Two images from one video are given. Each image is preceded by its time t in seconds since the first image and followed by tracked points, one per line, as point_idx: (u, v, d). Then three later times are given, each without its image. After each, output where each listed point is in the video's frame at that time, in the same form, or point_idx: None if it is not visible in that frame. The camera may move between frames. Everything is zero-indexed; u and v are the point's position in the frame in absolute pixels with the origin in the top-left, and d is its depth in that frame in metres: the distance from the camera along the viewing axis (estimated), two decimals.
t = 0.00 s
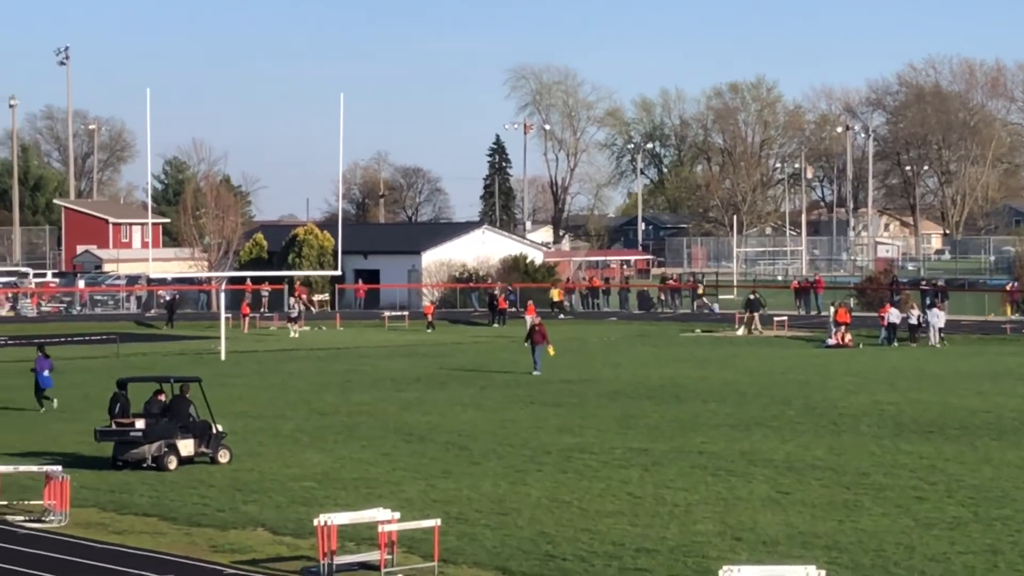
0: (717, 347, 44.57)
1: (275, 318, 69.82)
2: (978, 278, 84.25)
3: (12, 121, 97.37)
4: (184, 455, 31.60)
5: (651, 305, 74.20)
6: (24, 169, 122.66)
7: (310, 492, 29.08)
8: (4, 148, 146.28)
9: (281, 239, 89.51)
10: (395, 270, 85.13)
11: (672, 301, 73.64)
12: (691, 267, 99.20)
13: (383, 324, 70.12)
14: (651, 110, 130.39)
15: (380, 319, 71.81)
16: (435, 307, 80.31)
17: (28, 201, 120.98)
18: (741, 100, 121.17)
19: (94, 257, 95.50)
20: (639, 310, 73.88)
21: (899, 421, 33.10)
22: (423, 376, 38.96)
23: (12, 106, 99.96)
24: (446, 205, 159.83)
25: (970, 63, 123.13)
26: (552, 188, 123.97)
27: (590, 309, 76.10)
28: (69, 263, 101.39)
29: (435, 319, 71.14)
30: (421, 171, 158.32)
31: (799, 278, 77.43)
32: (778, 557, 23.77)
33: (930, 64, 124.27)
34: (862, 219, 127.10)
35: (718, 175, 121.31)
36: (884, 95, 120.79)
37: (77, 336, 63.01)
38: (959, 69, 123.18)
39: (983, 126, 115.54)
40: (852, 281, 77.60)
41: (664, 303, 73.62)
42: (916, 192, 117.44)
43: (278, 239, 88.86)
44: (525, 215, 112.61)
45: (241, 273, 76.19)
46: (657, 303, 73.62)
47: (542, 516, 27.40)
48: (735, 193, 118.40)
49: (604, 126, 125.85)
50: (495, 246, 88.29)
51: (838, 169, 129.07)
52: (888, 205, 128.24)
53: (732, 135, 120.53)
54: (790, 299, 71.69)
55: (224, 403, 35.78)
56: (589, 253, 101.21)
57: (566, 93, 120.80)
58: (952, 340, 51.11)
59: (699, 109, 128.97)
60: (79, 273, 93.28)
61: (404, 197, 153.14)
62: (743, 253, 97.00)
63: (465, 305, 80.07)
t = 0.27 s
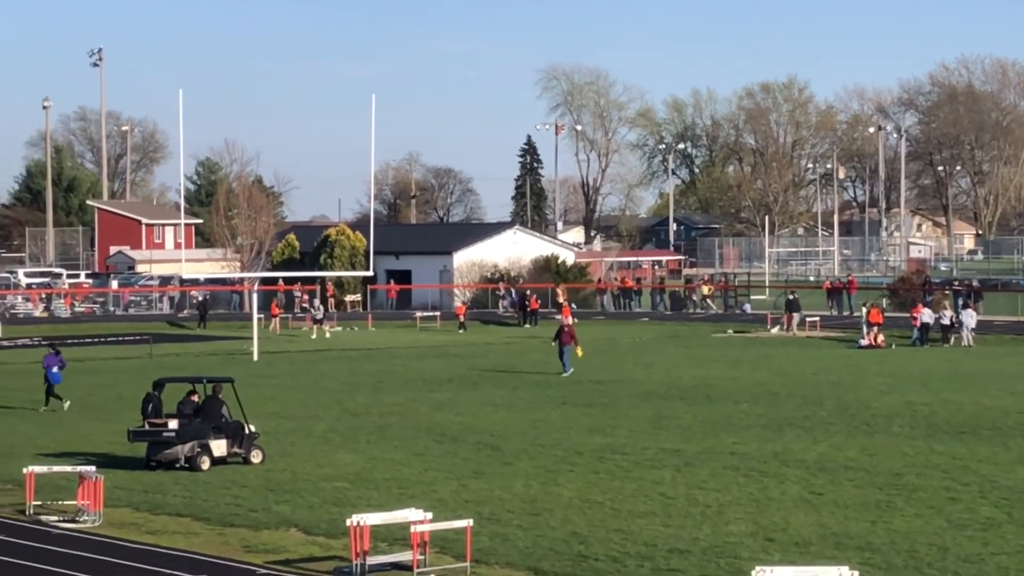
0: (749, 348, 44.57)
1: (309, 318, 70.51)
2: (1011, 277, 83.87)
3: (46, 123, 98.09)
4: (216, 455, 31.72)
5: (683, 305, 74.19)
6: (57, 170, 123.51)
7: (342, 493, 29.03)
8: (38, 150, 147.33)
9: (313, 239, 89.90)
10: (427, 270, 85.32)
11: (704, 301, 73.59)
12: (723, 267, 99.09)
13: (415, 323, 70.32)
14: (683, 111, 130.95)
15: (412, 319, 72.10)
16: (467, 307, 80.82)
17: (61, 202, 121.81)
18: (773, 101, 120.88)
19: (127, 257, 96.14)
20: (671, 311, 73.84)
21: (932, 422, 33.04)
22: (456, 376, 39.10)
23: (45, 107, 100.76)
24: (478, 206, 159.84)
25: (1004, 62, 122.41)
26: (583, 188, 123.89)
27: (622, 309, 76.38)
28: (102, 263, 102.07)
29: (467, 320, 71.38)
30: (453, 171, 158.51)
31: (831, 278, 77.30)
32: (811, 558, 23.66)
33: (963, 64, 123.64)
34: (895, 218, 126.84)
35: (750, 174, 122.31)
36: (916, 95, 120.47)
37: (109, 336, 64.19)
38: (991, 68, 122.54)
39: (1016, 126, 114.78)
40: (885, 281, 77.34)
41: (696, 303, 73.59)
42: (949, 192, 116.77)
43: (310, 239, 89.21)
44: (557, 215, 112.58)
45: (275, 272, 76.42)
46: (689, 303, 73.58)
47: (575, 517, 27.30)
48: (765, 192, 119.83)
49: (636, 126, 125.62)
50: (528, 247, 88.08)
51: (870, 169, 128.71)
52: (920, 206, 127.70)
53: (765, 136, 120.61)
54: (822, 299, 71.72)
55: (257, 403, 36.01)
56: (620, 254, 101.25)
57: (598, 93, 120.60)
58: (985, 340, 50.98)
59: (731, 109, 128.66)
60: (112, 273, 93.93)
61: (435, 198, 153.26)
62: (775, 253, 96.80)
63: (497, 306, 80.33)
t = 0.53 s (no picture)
0: (782, 350, 44.51)
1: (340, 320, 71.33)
2: None
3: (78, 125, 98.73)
4: (249, 456, 31.54)
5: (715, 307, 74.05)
6: (90, 172, 124.26)
7: (375, 494, 28.71)
8: (71, 151, 148.24)
9: (345, 241, 90.22)
10: (459, 272, 85.24)
11: (737, 303, 73.41)
12: (756, 268, 98.85)
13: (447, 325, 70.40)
14: (716, 112, 130.11)
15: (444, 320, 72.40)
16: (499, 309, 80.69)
17: (94, 204, 122.49)
18: (806, 102, 120.34)
19: (159, 259, 96.59)
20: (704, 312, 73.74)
21: (966, 424, 32.85)
22: (490, 380, 39.20)
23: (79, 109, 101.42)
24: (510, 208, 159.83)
25: None
26: (616, 190, 123.76)
27: (656, 310, 75.73)
28: (135, 265, 102.59)
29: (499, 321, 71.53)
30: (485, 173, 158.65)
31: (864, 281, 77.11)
32: (847, 561, 23.08)
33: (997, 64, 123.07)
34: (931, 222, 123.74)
35: (783, 176, 121.05)
36: (950, 96, 120.10)
37: (141, 338, 64.90)
38: None
39: None
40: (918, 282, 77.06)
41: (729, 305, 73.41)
42: (984, 193, 116.09)
43: (343, 240, 89.45)
44: (590, 217, 112.50)
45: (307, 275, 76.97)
46: (722, 305, 73.45)
47: (607, 518, 26.69)
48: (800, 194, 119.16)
49: (669, 128, 125.42)
50: (559, 249, 88.41)
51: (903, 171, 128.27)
52: (954, 208, 127.07)
53: (798, 137, 120.12)
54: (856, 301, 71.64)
55: (290, 405, 36.18)
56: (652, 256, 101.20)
57: (631, 94, 120.36)
58: (1020, 343, 50.81)
59: (764, 110, 128.33)
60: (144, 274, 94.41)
61: (468, 199, 153.34)
62: (808, 255, 96.49)
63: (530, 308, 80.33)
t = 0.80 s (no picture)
0: (813, 351, 44.56)
1: (372, 322, 71.53)
2: None
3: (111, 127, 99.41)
4: (280, 456, 31.53)
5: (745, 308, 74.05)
6: (123, 173, 124.99)
7: (405, 495, 28.70)
8: (103, 152, 149.20)
9: (376, 241, 90.56)
10: (489, 272, 85.25)
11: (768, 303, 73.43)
12: (787, 269, 98.74)
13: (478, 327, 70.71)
14: (746, 113, 130.16)
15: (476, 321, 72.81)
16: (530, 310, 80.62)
17: (127, 204, 123.28)
18: (837, 103, 119.87)
19: (191, 260, 97.12)
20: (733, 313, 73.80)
21: (996, 425, 32.82)
22: (522, 381, 39.42)
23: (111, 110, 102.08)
24: (541, 209, 159.87)
25: None
26: (646, 191, 123.69)
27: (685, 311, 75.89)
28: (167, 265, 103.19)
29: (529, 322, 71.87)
30: (515, 174, 158.86)
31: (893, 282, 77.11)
32: (878, 562, 22.99)
33: None
34: (961, 222, 124.27)
35: (813, 177, 120.70)
36: (982, 97, 119.78)
37: (174, 338, 65.38)
38: None
39: None
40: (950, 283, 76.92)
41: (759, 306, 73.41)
42: (1016, 194, 115.52)
43: (374, 241, 89.80)
44: (620, 219, 112.48)
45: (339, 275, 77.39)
46: (753, 306, 73.50)
47: (638, 519, 26.57)
48: (830, 195, 118.69)
49: (700, 129, 125.29)
50: (590, 250, 88.87)
51: (934, 172, 127.92)
52: (985, 209, 126.53)
53: (828, 138, 119.64)
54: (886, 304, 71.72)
55: (321, 406, 36.44)
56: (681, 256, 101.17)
57: (661, 96, 120.20)
58: None
59: (794, 112, 128.07)
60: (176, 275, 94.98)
61: (498, 200, 153.47)
62: (839, 256, 96.30)
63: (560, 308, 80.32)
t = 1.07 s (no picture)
0: (842, 351, 44.42)
1: (400, 321, 71.61)
2: None
3: (139, 126, 99.86)
4: (308, 456, 31.51)
5: (775, 308, 73.83)
6: (151, 172, 125.55)
7: (433, 494, 28.66)
8: (132, 151, 149.88)
9: (403, 241, 90.75)
10: (518, 271, 85.32)
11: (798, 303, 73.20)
12: (815, 269, 98.46)
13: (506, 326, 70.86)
14: (775, 112, 129.54)
15: (504, 320, 72.80)
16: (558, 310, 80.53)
17: (156, 203, 123.86)
18: (866, 102, 119.60)
19: (219, 259, 97.37)
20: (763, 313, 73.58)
21: None
22: (550, 381, 39.41)
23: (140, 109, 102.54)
24: (569, 208, 159.78)
25: None
26: (674, 190, 123.54)
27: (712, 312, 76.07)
28: (195, 264, 103.56)
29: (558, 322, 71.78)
30: (543, 173, 158.77)
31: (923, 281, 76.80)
32: (908, 562, 22.75)
33: None
34: (991, 222, 123.53)
35: (844, 177, 121.55)
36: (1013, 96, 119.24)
37: (202, 337, 65.64)
38: None
39: None
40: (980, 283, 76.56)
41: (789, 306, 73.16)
42: None
43: (402, 240, 90.00)
44: (648, 218, 112.42)
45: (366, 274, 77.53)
46: (783, 305, 73.29)
47: (666, 518, 26.41)
48: (861, 195, 118.91)
49: (728, 128, 125.09)
50: (618, 248, 88.35)
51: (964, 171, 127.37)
52: (1016, 208, 125.83)
53: (859, 138, 119.69)
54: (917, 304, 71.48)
55: (350, 405, 36.53)
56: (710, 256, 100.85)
57: (690, 95, 120.06)
58: None
59: (824, 111, 127.74)
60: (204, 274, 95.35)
61: (526, 199, 153.51)
62: (868, 256, 95.94)
63: (588, 308, 80.14)
